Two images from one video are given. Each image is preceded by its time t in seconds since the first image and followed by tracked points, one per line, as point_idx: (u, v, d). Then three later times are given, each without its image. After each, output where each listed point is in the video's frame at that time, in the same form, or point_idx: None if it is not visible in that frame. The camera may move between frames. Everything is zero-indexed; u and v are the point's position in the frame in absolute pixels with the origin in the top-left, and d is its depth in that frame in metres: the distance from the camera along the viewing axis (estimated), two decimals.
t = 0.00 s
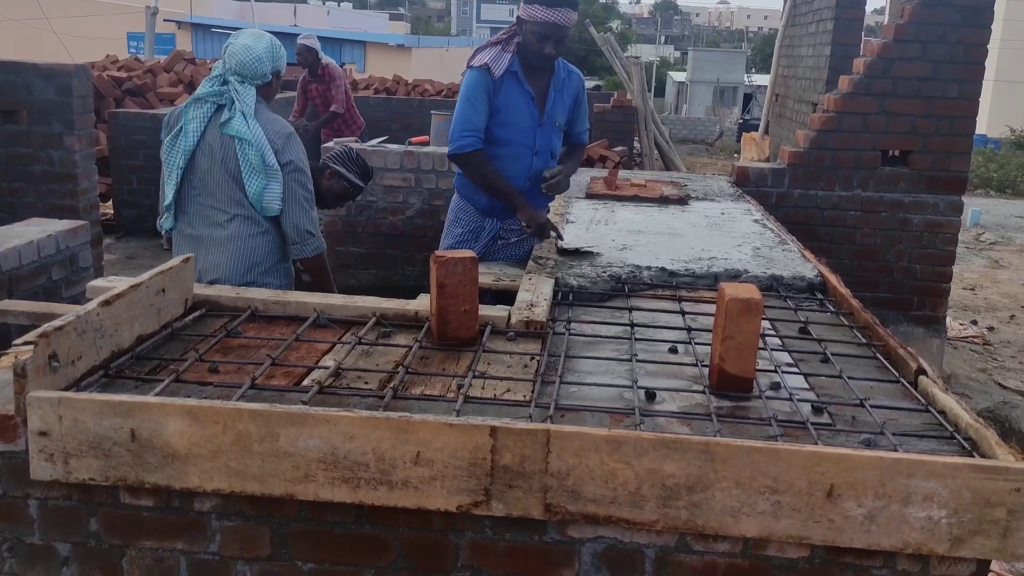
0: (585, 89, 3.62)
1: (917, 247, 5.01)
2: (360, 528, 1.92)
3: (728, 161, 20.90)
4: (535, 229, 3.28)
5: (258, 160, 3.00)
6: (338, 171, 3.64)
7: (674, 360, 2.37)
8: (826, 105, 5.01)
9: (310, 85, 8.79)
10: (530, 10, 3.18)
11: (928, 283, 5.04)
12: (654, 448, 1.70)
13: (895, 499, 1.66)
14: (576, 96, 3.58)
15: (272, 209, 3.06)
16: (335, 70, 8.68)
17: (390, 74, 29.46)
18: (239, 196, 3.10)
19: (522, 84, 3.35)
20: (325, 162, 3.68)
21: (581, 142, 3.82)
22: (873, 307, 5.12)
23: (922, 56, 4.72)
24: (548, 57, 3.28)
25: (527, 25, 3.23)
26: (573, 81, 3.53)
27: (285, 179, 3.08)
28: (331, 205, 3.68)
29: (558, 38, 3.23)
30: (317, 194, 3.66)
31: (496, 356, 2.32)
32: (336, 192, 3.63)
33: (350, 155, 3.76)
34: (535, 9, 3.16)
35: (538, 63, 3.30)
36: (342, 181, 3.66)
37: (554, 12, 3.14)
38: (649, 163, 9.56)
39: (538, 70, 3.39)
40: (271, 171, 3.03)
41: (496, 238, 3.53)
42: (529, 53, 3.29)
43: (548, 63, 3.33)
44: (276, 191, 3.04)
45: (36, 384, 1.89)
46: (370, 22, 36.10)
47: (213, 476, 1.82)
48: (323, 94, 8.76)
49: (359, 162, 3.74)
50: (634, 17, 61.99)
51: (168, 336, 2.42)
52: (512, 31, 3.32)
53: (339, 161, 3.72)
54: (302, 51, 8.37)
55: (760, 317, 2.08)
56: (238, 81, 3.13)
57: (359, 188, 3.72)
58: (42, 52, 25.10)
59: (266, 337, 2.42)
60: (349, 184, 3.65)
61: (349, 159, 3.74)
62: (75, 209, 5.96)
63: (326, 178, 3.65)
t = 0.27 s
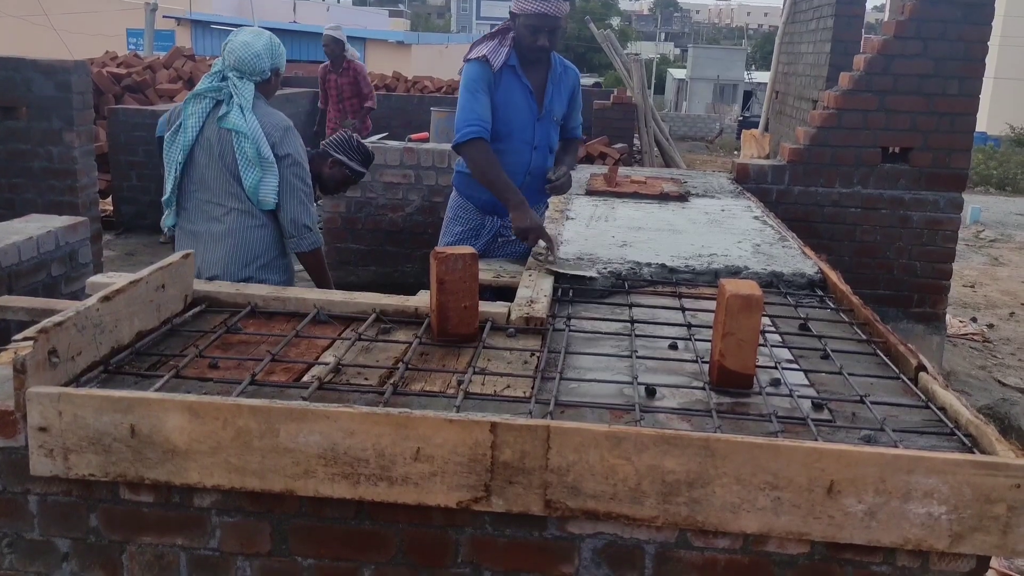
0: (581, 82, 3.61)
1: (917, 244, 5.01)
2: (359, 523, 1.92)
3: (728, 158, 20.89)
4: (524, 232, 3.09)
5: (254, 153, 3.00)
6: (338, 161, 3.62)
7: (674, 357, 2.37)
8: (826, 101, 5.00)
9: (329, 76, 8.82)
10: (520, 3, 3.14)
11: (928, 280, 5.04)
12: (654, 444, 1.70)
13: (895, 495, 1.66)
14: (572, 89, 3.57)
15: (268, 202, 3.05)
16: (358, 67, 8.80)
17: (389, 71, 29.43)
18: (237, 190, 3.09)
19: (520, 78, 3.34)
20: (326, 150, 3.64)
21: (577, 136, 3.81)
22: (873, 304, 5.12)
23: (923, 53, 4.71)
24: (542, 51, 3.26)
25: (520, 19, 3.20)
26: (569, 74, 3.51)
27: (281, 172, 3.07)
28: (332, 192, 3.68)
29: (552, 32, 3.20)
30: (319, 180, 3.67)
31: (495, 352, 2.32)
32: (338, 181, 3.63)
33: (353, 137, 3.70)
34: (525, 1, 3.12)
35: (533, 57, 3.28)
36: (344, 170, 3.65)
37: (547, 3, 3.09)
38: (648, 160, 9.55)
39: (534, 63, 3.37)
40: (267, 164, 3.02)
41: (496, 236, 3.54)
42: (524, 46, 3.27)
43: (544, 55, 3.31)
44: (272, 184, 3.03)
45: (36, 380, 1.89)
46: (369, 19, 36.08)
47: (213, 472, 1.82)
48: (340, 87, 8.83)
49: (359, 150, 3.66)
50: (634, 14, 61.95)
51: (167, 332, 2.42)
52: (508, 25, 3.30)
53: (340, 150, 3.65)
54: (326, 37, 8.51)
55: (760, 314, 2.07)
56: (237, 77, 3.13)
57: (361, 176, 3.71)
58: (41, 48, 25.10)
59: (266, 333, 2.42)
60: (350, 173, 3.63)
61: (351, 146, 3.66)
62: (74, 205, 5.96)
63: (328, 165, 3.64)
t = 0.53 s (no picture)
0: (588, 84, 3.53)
1: (916, 242, 5.01)
2: (359, 522, 1.92)
3: (728, 156, 20.89)
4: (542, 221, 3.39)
5: (256, 144, 3.00)
6: (332, 162, 3.67)
7: (674, 355, 2.37)
8: (825, 100, 5.00)
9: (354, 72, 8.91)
10: None
11: (927, 279, 5.04)
12: (653, 443, 1.70)
13: (894, 494, 1.66)
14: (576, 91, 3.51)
15: (270, 192, 3.05)
16: (385, 70, 8.89)
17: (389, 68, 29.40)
18: (239, 182, 3.09)
19: (514, 76, 3.33)
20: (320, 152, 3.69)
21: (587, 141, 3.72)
22: (872, 302, 5.12)
23: (922, 51, 4.71)
24: (530, 48, 3.24)
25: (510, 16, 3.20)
26: (571, 75, 3.46)
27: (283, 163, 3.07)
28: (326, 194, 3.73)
29: (540, 28, 3.18)
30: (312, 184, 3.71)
31: (495, 351, 2.32)
32: (330, 183, 3.68)
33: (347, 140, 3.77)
34: None
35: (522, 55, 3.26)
36: (338, 172, 3.70)
37: None
38: (648, 158, 9.54)
39: (531, 62, 3.35)
40: (268, 155, 3.02)
41: (488, 231, 3.53)
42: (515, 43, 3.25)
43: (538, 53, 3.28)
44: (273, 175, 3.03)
45: (35, 378, 1.89)
46: (368, 17, 36.05)
47: (212, 471, 1.82)
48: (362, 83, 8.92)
49: (352, 151, 3.73)
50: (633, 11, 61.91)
51: (167, 330, 2.42)
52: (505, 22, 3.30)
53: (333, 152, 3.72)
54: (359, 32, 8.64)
55: (759, 312, 2.07)
56: (236, 71, 3.13)
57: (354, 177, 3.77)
58: (40, 45, 25.07)
59: (265, 331, 2.42)
60: (346, 173, 3.70)
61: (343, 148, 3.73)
62: (74, 203, 5.95)
63: (322, 168, 3.69)
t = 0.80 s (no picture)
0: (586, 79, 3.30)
1: (913, 241, 5.02)
2: (355, 522, 1.92)
3: (725, 155, 20.90)
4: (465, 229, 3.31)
5: (257, 142, 3.00)
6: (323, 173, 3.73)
7: (671, 354, 2.37)
8: (822, 98, 5.00)
9: (364, 69, 9.01)
10: None
11: (924, 278, 5.04)
12: (650, 442, 1.70)
13: (891, 493, 1.65)
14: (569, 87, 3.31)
15: (272, 190, 3.06)
16: (394, 72, 9.03)
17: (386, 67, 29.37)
18: (239, 179, 3.09)
19: (495, 74, 3.29)
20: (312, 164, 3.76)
21: (600, 138, 3.44)
22: (869, 301, 5.12)
23: (919, 50, 4.71)
24: (495, 47, 3.17)
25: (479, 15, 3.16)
26: (564, 72, 3.28)
27: (284, 160, 3.08)
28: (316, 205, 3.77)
29: (501, 28, 3.11)
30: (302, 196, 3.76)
31: (491, 351, 2.32)
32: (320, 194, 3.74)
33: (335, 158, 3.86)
34: None
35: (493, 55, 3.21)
36: (328, 184, 3.75)
37: None
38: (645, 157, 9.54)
39: (514, 61, 3.27)
40: (270, 153, 3.03)
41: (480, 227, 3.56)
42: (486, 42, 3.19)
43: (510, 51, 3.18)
44: (275, 172, 3.04)
45: (30, 378, 1.89)
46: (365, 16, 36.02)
47: (208, 471, 1.82)
48: (369, 81, 9.03)
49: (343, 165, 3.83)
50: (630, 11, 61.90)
51: (162, 330, 2.41)
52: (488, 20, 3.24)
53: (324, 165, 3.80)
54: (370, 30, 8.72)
55: (756, 312, 2.07)
56: (233, 67, 3.12)
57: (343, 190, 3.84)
58: (35, 44, 25.02)
59: (261, 331, 2.42)
60: (336, 185, 3.75)
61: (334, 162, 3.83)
62: (70, 202, 5.93)
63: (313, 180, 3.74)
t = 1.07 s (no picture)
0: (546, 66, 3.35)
1: (909, 240, 5.02)
2: (350, 523, 1.92)
3: (721, 155, 20.92)
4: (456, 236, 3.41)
5: (259, 146, 3.01)
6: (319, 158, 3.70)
7: (666, 354, 2.37)
8: (818, 98, 5.01)
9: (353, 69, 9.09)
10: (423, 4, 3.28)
11: (920, 276, 5.05)
12: (645, 442, 1.70)
13: (885, 492, 1.66)
14: (531, 75, 3.36)
15: (274, 193, 3.07)
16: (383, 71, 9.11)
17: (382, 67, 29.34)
18: (240, 181, 3.09)
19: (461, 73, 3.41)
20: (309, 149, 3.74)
21: (572, 121, 3.41)
22: (865, 300, 5.13)
23: (914, 50, 4.72)
24: (450, 45, 3.29)
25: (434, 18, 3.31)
26: (523, 60, 3.35)
27: (285, 163, 3.09)
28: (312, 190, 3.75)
29: (450, 26, 3.22)
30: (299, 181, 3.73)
31: (487, 351, 2.32)
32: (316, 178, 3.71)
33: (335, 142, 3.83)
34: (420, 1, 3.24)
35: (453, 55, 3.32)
36: (324, 168, 3.72)
37: None
38: (641, 156, 9.54)
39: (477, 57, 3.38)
40: (272, 155, 3.03)
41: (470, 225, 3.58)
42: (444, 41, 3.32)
43: (466, 46, 3.28)
44: (277, 176, 3.05)
45: (23, 380, 1.88)
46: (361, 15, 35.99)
47: (202, 472, 1.81)
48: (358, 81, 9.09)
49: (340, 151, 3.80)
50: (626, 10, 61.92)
51: (157, 331, 2.41)
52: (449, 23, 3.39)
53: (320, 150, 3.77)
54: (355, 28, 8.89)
55: (751, 311, 2.07)
56: (232, 69, 3.11)
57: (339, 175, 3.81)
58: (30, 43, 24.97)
59: (256, 331, 2.41)
60: (331, 169, 3.72)
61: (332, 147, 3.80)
62: (64, 203, 5.92)
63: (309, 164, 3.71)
